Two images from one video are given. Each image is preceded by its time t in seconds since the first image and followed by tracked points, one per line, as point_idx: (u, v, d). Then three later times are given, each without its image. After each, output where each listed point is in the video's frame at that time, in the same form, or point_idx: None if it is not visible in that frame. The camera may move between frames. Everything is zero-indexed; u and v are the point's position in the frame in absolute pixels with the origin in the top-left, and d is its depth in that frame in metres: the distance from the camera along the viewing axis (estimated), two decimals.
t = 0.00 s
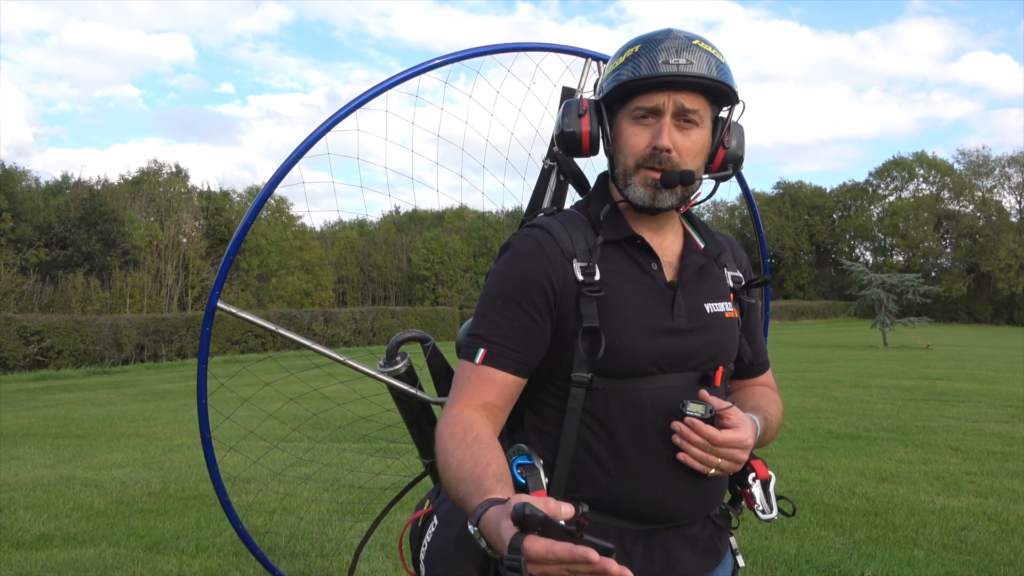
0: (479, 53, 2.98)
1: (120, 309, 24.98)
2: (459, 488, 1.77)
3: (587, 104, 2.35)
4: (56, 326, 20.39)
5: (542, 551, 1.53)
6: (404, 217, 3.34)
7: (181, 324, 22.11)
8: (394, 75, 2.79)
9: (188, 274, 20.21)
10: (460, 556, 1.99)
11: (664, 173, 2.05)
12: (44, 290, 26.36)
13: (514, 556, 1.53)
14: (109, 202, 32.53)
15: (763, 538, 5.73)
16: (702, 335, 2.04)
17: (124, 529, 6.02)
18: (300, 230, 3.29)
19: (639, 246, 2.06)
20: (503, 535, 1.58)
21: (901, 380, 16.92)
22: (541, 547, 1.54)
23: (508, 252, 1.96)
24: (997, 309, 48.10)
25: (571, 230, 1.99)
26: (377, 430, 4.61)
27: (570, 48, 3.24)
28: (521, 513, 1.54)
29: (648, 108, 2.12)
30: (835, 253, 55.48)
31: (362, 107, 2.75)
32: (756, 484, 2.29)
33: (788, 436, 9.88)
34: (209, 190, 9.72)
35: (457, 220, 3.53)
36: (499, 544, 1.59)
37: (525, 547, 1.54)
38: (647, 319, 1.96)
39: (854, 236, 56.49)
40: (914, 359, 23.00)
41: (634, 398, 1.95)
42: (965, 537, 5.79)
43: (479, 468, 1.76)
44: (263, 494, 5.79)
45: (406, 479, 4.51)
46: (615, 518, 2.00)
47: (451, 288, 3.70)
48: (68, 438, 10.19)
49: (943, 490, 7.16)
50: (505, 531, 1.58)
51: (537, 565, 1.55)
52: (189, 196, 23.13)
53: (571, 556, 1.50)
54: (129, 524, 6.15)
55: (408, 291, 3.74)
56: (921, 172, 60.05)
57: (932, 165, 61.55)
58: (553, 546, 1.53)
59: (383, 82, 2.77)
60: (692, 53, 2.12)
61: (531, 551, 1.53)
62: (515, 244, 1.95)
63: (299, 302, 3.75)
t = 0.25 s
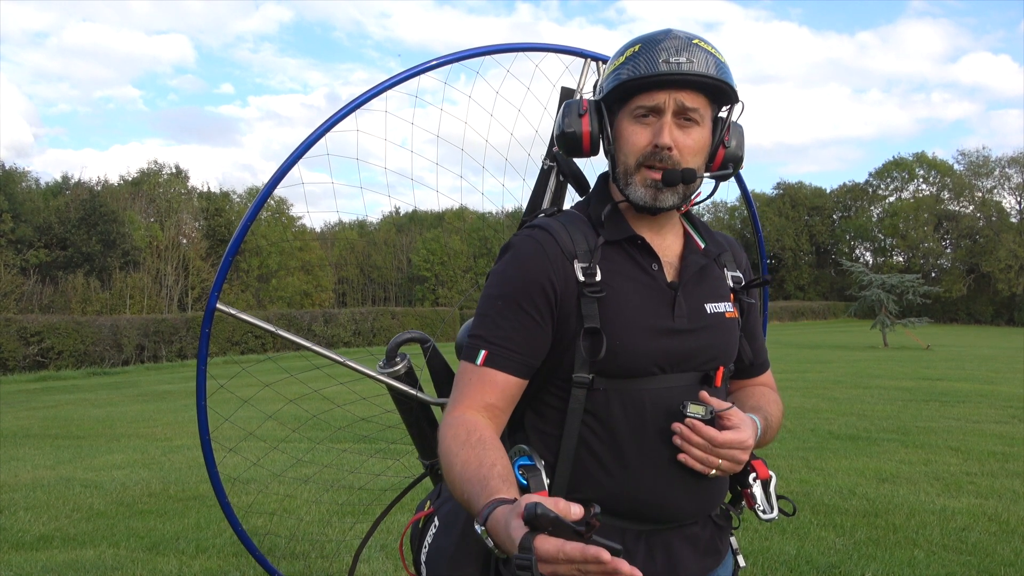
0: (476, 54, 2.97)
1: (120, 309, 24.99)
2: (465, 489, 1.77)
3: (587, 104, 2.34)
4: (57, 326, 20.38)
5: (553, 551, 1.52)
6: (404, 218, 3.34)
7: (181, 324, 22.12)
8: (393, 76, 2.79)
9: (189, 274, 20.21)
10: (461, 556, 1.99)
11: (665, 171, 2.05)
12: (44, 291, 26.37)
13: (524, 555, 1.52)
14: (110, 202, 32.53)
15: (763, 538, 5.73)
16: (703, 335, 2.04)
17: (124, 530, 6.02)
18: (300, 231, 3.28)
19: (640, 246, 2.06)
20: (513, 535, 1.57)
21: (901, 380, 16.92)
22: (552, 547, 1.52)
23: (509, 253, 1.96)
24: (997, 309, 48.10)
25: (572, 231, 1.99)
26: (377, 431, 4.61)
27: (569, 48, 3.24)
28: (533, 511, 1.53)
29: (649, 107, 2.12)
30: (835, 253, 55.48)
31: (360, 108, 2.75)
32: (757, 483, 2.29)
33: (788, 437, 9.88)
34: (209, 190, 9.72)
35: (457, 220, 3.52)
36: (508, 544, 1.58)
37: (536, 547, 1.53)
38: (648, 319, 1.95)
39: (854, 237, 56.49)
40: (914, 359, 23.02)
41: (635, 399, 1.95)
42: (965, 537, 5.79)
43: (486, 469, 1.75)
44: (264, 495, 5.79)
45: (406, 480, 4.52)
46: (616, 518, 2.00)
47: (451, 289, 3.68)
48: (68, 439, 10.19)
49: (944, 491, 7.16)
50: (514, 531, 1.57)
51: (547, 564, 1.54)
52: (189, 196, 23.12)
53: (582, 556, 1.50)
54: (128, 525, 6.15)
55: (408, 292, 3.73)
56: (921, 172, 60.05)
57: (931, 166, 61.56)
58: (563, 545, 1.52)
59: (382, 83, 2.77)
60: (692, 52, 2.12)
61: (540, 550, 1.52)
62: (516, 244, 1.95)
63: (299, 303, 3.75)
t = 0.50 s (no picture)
0: (475, 54, 2.97)
1: (120, 309, 25.00)
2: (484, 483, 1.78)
3: (586, 101, 2.34)
4: (57, 326, 20.37)
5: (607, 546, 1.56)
6: (405, 218, 3.34)
7: (181, 325, 22.13)
8: (393, 76, 2.79)
9: (189, 274, 20.21)
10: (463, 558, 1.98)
11: (665, 160, 2.04)
12: (44, 291, 26.37)
13: (574, 546, 1.55)
14: (110, 202, 32.52)
15: (763, 539, 5.73)
16: (703, 334, 2.04)
17: (124, 530, 6.02)
18: (300, 231, 3.28)
19: (640, 246, 2.06)
20: (560, 525, 1.60)
21: (901, 381, 16.92)
22: (603, 542, 1.55)
23: (508, 252, 1.96)
24: (997, 310, 48.12)
25: (572, 229, 1.99)
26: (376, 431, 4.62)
27: (569, 48, 3.24)
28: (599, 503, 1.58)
29: (647, 99, 2.12)
30: (835, 254, 55.48)
31: (360, 108, 2.75)
32: (757, 484, 2.29)
33: (788, 438, 9.88)
34: (209, 190, 9.71)
35: (458, 220, 3.52)
36: (551, 534, 1.61)
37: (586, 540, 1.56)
38: (648, 319, 1.95)
39: (854, 237, 56.47)
40: (914, 360, 23.01)
41: (635, 398, 1.95)
42: (965, 538, 5.79)
43: (505, 463, 1.79)
44: (263, 495, 5.79)
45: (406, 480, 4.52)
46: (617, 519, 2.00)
47: (451, 288, 3.67)
48: (68, 439, 10.19)
49: (944, 492, 7.16)
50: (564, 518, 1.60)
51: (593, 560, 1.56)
52: (189, 196, 23.11)
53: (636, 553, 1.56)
54: (128, 525, 6.15)
55: (408, 292, 3.74)
56: (921, 173, 60.06)
57: (931, 166, 61.57)
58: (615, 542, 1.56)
59: (382, 83, 2.77)
60: (689, 46, 2.13)
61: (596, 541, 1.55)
62: (516, 243, 1.96)
63: (299, 303, 3.75)
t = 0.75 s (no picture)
0: (474, 56, 2.97)
1: (120, 309, 24.99)
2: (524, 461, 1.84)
3: (586, 103, 2.35)
4: (57, 326, 20.36)
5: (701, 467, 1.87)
6: (405, 218, 3.34)
7: (181, 325, 22.13)
8: (392, 77, 2.79)
9: (188, 274, 20.20)
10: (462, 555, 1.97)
11: (664, 167, 2.05)
12: (44, 291, 26.36)
13: (685, 468, 1.81)
14: (110, 202, 32.52)
15: (763, 540, 5.73)
16: (704, 332, 2.04)
17: (124, 530, 6.02)
18: (301, 232, 3.28)
19: (640, 244, 2.06)
20: (661, 458, 1.82)
21: (901, 382, 16.92)
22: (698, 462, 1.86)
23: (507, 249, 1.96)
24: (997, 311, 48.12)
25: (572, 229, 1.99)
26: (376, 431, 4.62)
27: (569, 50, 3.24)
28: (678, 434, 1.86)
29: (647, 105, 2.12)
30: (835, 255, 55.49)
31: (360, 110, 2.76)
32: (758, 483, 2.29)
33: (788, 438, 9.89)
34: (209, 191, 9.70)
35: (458, 221, 3.52)
36: (649, 469, 1.80)
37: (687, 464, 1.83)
38: (648, 317, 1.95)
39: (854, 238, 56.47)
40: (914, 361, 23.02)
41: (636, 396, 1.95)
42: (965, 539, 5.79)
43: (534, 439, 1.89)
44: (263, 495, 5.79)
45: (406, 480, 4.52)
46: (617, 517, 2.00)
47: (452, 289, 3.68)
48: (68, 439, 10.18)
49: (944, 493, 7.16)
50: (663, 458, 1.82)
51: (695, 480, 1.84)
52: (189, 197, 23.12)
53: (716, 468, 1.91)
54: (128, 525, 6.15)
55: (408, 292, 3.73)
56: (921, 174, 60.08)
57: (932, 167, 61.58)
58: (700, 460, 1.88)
59: (382, 84, 2.78)
60: (690, 50, 2.12)
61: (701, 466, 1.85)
62: (516, 242, 1.95)
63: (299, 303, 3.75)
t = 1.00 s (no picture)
0: (472, 55, 2.96)
1: (120, 309, 24.98)
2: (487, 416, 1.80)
3: (583, 103, 2.35)
4: (57, 326, 20.35)
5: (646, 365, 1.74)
6: (404, 218, 3.33)
7: (181, 325, 22.12)
8: (390, 77, 2.79)
9: (188, 274, 20.20)
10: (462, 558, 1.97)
11: (661, 170, 2.04)
12: (44, 291, 26.35)
13: (623, 371, 1.70)
14: (110, 202, 32.51)
15: (763, 540, 5.73)
16: (703, 332, 2.03)
17: (124, 530, 6.01)
18: (301, 231, 3.28)
19: (640, 244, 2.05)
20: (599, 372, 1.72)
21: (901, 382, 16.92)
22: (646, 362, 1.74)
23: (503, 247, 1.96)
24: (997, 312, 48.13)
25: (570, 229, 1.98)
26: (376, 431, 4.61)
27: (569, 49, 3.24)
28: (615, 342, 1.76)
29: (644, 106, 2.11)
30: (835, 255, 55.51)
31: (357, 110, 2.75)
32: (759, 482, 2.28)
33: (788, 439, 9.89)
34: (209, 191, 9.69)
35: (458, 220, 3.52)
36: (592, 387, 1.72)
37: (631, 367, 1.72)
38: (648, 317, 1.95)
39: (854, 238, 56.47)
40: (914, 362, 23.02)
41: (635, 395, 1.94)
42: (965, 539, 5.79)
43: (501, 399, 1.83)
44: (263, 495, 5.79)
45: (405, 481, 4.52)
46: (618, 517, 1.99)
47: (452, 289, 3.67)
48: (68, 439, 10.18)
49: (944, 493, 7.16)
50: (602, 370, 1.73)
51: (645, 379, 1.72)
52: (190, 197, 23.12)
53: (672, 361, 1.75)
54: (128, 525, 6.15)
55: (408, 293, 3.72)
56: (922, 174, 60.09)
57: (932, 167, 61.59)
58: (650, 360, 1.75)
59: (379, 84, 2.77)
60: (688, 52, 2.11)
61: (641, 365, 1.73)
62: (513, 241, 1.95)
63: (299, 303, 3.74)
